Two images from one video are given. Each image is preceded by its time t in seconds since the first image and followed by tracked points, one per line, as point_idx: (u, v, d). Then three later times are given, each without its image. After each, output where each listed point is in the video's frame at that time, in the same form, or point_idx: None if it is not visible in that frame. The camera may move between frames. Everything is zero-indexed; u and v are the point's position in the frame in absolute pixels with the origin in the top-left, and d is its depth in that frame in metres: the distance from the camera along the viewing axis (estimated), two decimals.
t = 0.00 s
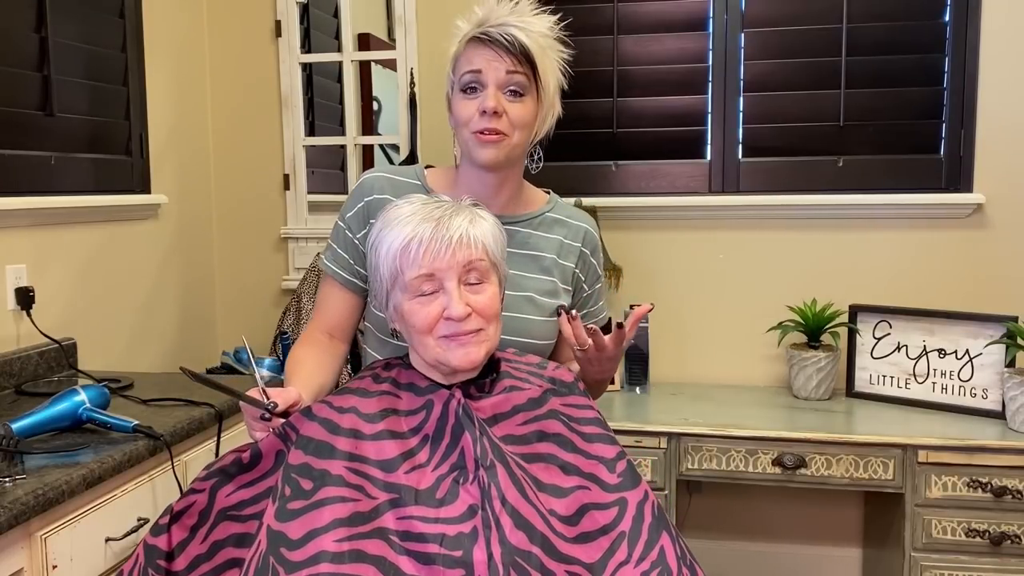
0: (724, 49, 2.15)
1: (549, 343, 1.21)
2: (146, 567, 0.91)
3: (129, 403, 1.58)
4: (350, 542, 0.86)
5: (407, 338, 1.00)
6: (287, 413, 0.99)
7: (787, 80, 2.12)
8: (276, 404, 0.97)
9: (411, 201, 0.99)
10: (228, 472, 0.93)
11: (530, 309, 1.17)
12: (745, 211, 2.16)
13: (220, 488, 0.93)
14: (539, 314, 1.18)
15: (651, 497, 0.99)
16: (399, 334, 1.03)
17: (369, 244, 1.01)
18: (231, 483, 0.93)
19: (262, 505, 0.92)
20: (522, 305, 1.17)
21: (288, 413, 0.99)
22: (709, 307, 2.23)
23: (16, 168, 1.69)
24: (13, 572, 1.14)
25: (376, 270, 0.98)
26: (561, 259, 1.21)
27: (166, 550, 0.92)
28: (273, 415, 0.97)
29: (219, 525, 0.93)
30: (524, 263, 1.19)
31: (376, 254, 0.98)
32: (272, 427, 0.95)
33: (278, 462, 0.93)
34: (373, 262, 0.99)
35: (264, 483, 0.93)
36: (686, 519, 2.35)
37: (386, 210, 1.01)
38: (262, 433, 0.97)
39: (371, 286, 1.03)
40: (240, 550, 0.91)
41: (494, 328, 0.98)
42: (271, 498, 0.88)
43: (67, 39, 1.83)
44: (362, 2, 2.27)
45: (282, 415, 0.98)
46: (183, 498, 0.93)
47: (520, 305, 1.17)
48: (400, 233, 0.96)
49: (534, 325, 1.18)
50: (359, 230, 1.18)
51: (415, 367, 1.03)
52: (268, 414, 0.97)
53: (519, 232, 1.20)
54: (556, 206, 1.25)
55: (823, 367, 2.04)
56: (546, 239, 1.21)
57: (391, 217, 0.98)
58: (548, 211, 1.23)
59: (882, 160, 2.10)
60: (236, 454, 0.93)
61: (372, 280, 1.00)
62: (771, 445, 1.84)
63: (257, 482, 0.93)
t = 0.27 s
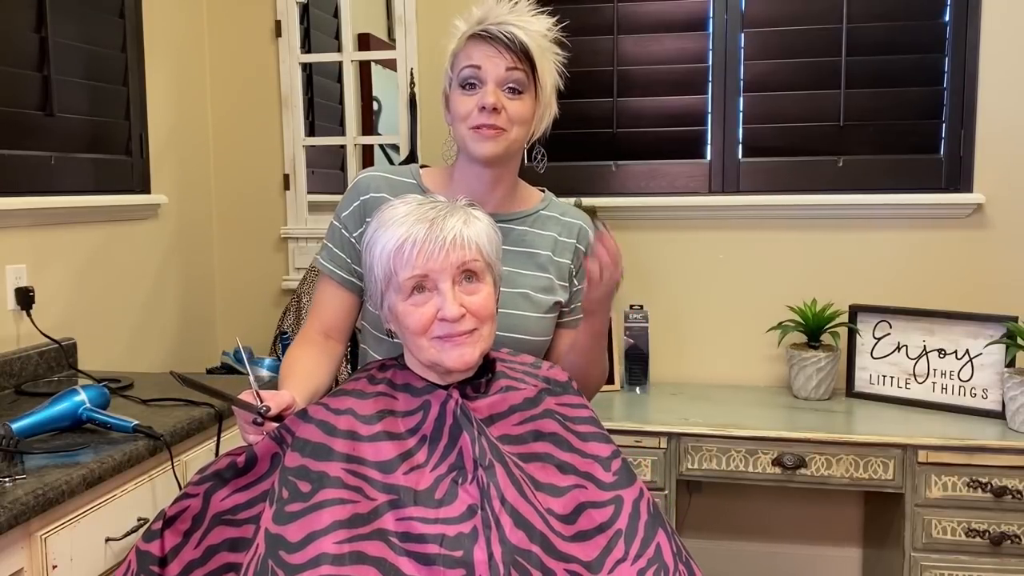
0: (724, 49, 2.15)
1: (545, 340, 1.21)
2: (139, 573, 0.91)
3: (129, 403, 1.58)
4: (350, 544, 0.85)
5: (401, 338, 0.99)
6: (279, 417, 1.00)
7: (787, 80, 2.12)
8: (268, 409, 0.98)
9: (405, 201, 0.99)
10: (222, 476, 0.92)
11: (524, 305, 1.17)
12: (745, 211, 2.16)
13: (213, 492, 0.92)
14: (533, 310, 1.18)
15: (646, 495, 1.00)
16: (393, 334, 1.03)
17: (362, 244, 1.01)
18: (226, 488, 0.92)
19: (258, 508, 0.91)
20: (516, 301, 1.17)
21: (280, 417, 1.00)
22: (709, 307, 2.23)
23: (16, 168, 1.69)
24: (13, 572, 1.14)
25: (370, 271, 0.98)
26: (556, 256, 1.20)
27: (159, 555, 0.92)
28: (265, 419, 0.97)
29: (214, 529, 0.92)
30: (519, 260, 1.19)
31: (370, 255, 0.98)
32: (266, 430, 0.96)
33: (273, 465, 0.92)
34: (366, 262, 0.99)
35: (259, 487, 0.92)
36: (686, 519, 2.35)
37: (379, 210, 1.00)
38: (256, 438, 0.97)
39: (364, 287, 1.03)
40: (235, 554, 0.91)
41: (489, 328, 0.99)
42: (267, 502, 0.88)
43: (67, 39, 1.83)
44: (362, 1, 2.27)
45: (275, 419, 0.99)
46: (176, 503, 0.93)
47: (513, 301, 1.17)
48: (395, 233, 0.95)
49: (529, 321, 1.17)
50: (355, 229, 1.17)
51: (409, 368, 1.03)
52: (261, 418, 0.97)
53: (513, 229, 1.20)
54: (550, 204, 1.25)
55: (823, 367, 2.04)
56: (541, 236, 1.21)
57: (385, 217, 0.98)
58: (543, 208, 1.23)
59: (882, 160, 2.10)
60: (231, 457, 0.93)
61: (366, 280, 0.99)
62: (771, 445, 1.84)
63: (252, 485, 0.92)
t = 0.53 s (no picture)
0: (724, 49, 2.15)
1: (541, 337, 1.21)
2: None
3: (129, 403, 1.58)
4: (350, 545, 0.85)
5: (399, 338, 0.99)
6: (274, 419, 0.99)
7: (787, 80, 2.13)
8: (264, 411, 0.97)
9: (402, 201, 0.99)
10: (219, 479, 0.92)
11: (522, 300, 1.18)
12: (745, 211, 2.16)
13: (210, 495, 0.92)
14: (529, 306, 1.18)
15: (642, 494, 1.02)
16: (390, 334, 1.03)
17: (358, 245, 1.00)
18: (222, 490, 0.92)
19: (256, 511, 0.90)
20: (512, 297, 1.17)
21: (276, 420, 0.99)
22: (709, 307, 2.23)
23: (16, 168, 1.69)
24: (13, 572, 1.14)
25: (367, 271, 0.98)
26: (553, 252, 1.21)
27: (155, 559, 0.92)
28: (260, 421, 0.96)
29: (210, 532, 0.91)
30: (516, 256, 1.19)
31: (367, 255, 0.97)
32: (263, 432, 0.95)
33: (270, 467, 0.92)
34: (364, 262, 0.98)
35: (255, 490, 0.92)
36: (686, 519, 2.35)
37: (375, 210, 1.00)
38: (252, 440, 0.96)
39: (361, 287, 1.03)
40: (231, 557, 0.90)
41: (488, 326, 0.99)
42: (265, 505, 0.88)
43: (67, 39, 1.83)
44: (362, 2, 2.27)
45: (270, 421, 0.98)
46: (172, 507, 0.92)
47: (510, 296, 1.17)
48: (393, 233, 0.95)
49: (526, 317, 1.18)
50: (352, 229, 1.18)
51: (407, 369, 1.03)
52: (256, 420, 0.96)
53: (509, 225, 1.20)
54: (545, 201, 1.25)
55: (822, 367, 2.04)
56: (537, 232, 1.21)
57: (382, 217, 0.97)
58: (538, 205, 1.24)
59: (882, 160, 2.10)
60: (228, 460, 0.92)
61: (363, 280, 0.99)
62: (771, 445, 1.84)
63: (249, 488, 0.92)
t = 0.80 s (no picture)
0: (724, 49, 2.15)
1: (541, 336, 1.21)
2: None
3: (129, 403, 1.58)
4: (350, 546, 0.85)
5: (399, 338, 0.99)
6: (273, 419, 0.99)
7: (787, 80, 2.13)
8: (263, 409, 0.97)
9: (402, 201, 0.99)
10: (218, 481, 0.92)
11: (523, 300, 1.18)
12: (745, 211, 2.16)
13: (208, 496, 0.92)
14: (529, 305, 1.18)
15: (641, 493, 1.02)
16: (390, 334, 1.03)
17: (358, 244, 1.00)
18: (221, 491, 0.92)
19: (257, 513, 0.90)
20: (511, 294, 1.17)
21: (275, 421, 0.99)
22: (709, 307, 2.23)
23: (16, 168, 1.69)
24: (13, 572, 1.14)
25: (368, 270, 0.97)
26: (552, 252, 1.21)
27: (153, 561, 0.92)
28: (259, 421, 0.96)
29: (209, 534, 0.91)
30: (516, 256, 1.19)
31: (367, 255, 0.97)
32: (262, 433, 0.95)
33: (269, 468, 0.91)
34: (364, 262, 0.98)
35: (254, 491, 0.92)
36: (686, 519, 2.35)
37: (375, 210, 1.00)
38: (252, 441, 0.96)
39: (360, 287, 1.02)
40: (229, 558, 0.90)
41: (488, 326, 0.99)
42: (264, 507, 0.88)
43: (67, 39, 1.83)
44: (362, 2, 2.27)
45: (269, 422, 0.98)
46: (170, 508, 0.93)
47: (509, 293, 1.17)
48: (394, 232, 0.95)
49: (526, 316, 1.18)
50: (351, 231, 1.18)
51: (407, 369, 1.03)
52: (255, 421, 0.96)
53: (511, 224, 1.20)
54: (544, 201, 1.25)
55: (823, 367, 2.04)
56: (536, 232, 1.21)
57: (382, 216, 0.97)
58: (536, 205, 1.24)
59: (882, 160, 2.10)
60: (227, 461, 0.92)
61: (363, 280, 0.99)
62: (771, 445, 1.84)
63: (248, 489, 0.92)
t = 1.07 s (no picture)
0: (724, 49, 2.15)
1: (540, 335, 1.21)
2: None
3: (129, 403, 1.58)
4: (351, 546, 0.85)
5: (399, 337, 0.99)
6: (272, 419, 0.98)
7: (787, 80, 2.12)
8: (260, 408, 0.97)
9: (402, 201, 0.99)
10: (218, 481, 0.92)
11: (521, 300, 1.18)
12: (745, 211, 2.16)
13: (207, 496, 0.92)
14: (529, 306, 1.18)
15: (640, 493, 1.02)
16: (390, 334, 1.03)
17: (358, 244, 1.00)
18: (220, 491, 0.92)
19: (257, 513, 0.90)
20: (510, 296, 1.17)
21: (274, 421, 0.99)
22: (709, 307, 2.22)
23: (16, 168, 1.69)
24: (13, 572, 1.14)
25: (368, 270, 0.97)
26: (550, 252, 1.21)
27: (151, 561, 0.92)
28: (258, 421, 0.96)
29: (208, 534, 0.91)
30: (514, 257, 1.19)
31: (368, 254, 0.97)
32: (262, 434, 0.95)
33: (268, 469, 0.91)
34: (364, 261, 0.98)
35: (254, 491, 0.92)
36: (686, 519, 2.35)
37: (375, 209, 1.00)
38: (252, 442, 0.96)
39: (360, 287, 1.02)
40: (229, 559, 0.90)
41: (489, 326, 0.99)
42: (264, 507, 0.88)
43: (67, 39, 1.83)
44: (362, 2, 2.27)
45: (268, 422, 0.98)
46: (168, 509, 0.93)
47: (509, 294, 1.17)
48: (396, 232, 0.95)
49: (525, 316, 1.18)
50: (350, 233, 1.18)
51: (407, 369, 1.02)
52: (254, 421, 0.96)
53: (510, 225, 1.20)
54: (543, 201, 1.25)
55: (823, 367, 2.04)
56: (534, 232, 1.21)
57: (383, 216, 0.97)
58: (535, 205, 1.24)
59: (883, 160, 2.10)
60: (225, 462, 0.92)
61: (363, 279, 0.99)
62: (771, 445, 1.84)
63: (247, 489, 0.92)
